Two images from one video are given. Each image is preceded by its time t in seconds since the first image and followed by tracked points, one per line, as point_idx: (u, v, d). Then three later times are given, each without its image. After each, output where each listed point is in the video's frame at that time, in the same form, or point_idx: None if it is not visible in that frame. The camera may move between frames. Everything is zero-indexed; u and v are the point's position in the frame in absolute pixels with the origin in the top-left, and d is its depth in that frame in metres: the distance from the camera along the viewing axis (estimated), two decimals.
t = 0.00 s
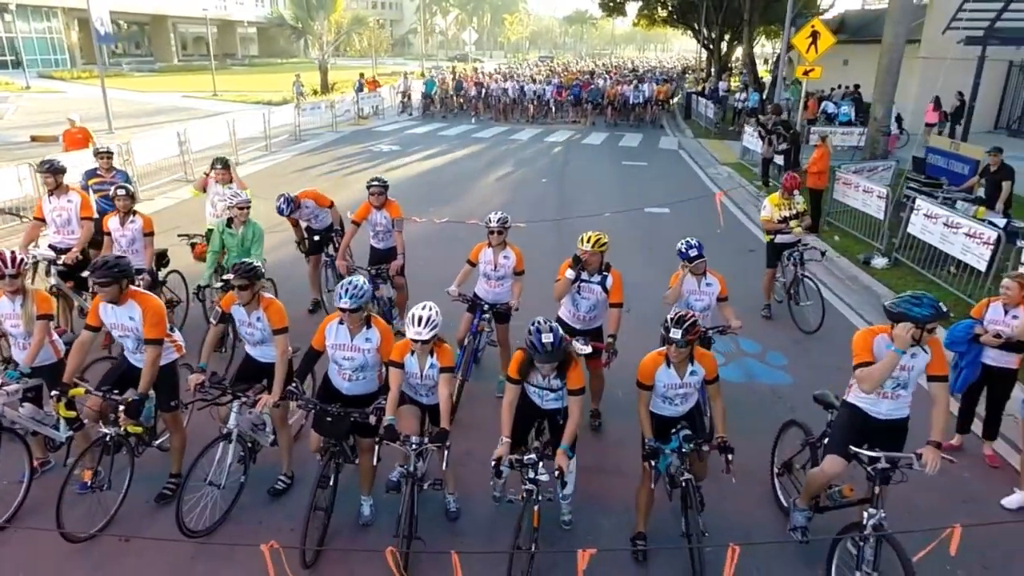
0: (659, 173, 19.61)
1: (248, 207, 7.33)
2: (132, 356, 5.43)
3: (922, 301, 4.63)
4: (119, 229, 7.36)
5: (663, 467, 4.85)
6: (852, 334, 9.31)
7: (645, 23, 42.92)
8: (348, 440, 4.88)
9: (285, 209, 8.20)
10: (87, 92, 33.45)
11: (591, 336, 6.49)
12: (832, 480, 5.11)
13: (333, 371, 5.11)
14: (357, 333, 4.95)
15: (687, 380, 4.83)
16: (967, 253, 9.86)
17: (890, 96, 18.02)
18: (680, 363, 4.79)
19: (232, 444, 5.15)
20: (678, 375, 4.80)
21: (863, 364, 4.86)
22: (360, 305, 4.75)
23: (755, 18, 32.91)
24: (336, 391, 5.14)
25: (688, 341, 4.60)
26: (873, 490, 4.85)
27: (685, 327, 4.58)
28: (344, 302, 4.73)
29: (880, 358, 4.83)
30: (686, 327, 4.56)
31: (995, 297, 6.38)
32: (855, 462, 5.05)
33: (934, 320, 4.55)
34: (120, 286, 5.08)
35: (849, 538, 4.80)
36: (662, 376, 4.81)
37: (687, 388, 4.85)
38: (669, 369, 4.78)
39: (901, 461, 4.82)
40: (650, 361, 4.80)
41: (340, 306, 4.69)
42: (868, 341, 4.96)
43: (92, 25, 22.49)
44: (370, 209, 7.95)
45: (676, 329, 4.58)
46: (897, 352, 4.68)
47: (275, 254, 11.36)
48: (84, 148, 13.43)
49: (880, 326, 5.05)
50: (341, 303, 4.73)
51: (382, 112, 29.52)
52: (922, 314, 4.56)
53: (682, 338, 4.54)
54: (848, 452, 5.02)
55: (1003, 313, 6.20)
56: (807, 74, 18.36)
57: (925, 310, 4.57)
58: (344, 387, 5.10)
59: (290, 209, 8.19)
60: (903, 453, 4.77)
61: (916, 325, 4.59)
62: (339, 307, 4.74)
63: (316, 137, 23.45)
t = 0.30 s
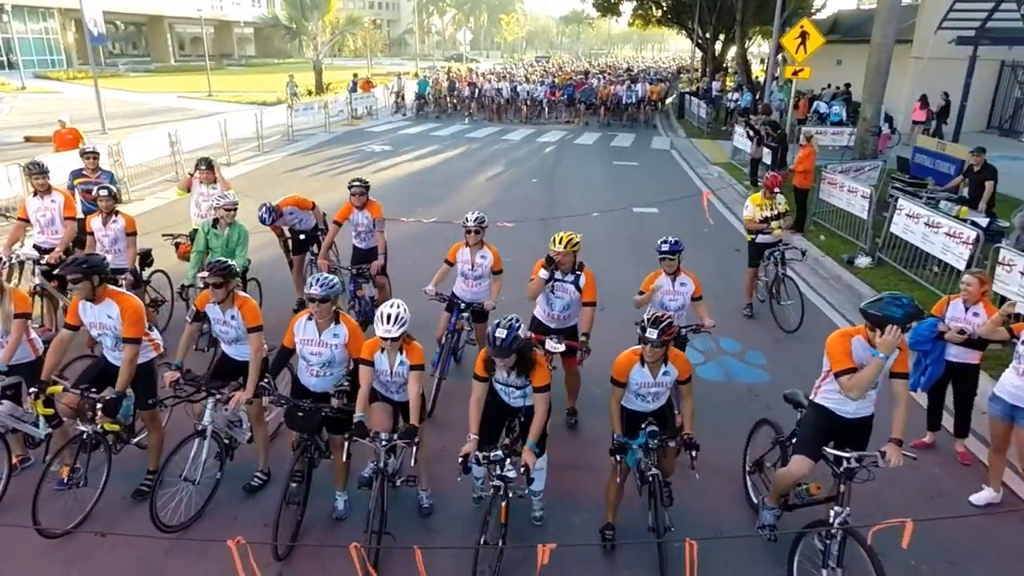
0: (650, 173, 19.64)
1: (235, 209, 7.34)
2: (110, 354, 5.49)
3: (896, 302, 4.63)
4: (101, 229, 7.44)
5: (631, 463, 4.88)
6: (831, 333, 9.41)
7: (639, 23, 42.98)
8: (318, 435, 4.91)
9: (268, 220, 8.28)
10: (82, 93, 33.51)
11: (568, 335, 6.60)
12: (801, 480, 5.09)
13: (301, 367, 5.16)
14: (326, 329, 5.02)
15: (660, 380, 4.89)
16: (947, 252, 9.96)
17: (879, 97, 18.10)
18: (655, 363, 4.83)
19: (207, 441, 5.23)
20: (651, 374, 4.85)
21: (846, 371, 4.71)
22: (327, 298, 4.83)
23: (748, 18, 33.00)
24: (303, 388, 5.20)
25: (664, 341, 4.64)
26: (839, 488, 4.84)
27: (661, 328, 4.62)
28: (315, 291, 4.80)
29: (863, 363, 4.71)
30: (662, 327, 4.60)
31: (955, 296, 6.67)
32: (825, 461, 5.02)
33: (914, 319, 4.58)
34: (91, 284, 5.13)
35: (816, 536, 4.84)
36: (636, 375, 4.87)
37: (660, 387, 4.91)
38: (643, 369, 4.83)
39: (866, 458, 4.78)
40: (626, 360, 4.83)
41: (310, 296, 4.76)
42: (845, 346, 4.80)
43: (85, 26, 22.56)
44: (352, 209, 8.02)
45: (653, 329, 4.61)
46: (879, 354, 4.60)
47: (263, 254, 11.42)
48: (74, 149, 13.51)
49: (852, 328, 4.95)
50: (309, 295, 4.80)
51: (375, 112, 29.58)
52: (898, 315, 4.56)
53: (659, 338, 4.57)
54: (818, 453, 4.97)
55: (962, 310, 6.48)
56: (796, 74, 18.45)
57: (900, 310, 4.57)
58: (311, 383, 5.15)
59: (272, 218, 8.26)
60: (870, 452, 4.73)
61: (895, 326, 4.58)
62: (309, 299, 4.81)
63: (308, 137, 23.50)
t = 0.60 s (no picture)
0: (639, 173, 19.71)
1: (215, 210, 7.35)
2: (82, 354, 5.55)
3: (862, 306, 4.50)
4: (81, 228, 7.52)
5: (590, 462, 5.10)
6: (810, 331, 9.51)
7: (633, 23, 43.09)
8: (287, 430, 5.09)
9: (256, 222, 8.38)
10: (74, 92, 33.40)
11: (543, 334, 6.72)
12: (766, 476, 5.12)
13: (263, 361, 5.27)
14: (288, 322, 5.17)
15: (615, 376, 4.96)
16: (925, 252, 10.08)
17: (865, 97, 18.23)
18: (610, 360, 4.88)
19: (181, 438, 5.29)
20: (607, 371, 4.92)
21: (817, 376, 4.61)
22: (289, 291, 5.02)
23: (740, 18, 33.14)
24: (268, 382, 5.30)
25: (616, 339, 4.69)
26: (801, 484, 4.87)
27: (613, 325, 4.68)
28: (275, 285, 4.99)
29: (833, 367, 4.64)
30: (613, 325, 4.66)
31: (920, 293, 6.83)
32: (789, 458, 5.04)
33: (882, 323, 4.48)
34: (64, 284, 5.20)
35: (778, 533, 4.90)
36: (592, 373, 4.94)
37: (617, 383, 4.99)
38: (598, 366, 4.89)
39: (828, 455, 4.76)
40: (581, 359, 4.88)
41: (270, 288, 4.95)
42: (815, 351, 4.67)
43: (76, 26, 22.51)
44: (333, 209, 8.06)
45: (605, 326, 4.67)
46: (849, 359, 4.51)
47: (248, 253, 11.46)
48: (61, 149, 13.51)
49: (817, 329, 4.82)
50: (270, 288, 5.00)
51: (368, 112, 29.60)
52: (867, 319, 4.44)
53: (610, 336, 4.62)
54: (782, 450, 4.99)
55: (927, 308, 6.63)
56: (784, 74, 18.57)
57: (868, 315, 4.45)
58: (275, 377, 5.25)
59: (260, 220, 8.36)
60: (830, 448, 4.70)
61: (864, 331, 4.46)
62: (270, 291, 5.00)
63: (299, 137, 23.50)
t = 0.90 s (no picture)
0: (629, 172, 19.78)
1: (190, 208, 7.44)
2: (55, 353, 5.60)
3: (814, 307, 4.53)
4: (61, 228, 7.56)
5: (556, 462, 5.17)
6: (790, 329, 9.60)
7: (626, 23, 43.14)
8: (257, 425, 5.23)
9: (240, 205, 8.39)
10: (66, 92, 33.31)
11: (518, 332, 6.75)
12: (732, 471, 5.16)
13: (234, 357, 5.39)
14: (255, 318, 5.28)
15: (570, 372, 5.03)
16: (905, 251, 10.18)
17: (853, 97, 18.31)
18: (562, 357, 4.94)
19: (154, 435, 5.36)
20: (561, 368, 4.99)
21: (771, 374, 4.72)
22: (253, 288, 5.17)
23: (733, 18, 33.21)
24: (239, 379, 5.43)
25: (564, 336, 4.76)
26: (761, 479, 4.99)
27: (560, 323, 4.74)
28: (240, 283, 5.13)
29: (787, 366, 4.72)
30: (560, 322, 4.71)
31: (895, 292, 6.90)
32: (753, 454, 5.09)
33: (832, 325, 4.44)
34: (43, 285, 5.26)
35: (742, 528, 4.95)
36: (546, 370, 5.00)
37: (572, 379, 5.06)
38: (552, 363, 4.95)
39: (789, 450, 4.86)
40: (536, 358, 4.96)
41: (235, 285, 5.08)
42: (771, 349, 4.78)
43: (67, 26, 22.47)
44: (314, 208, 8.10)
45: (552, 325, 4.73)
46: (803, 359, 4.55)
47: (234, 253, 11.50)
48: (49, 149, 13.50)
49: (778, 329, 4.91)
50: (236, 285, 5.15)
51: (360, 112, 29.61)
52: (817, 320, 4.45)
53: (557, 333, 4.70)
54: (744, 446, 5.06)
55: (902, 305, 6.72)
56: (773, 75, 18.69)
57: (819, 316, 4.45)
58: (246, 373, 5.38)
59: (248, 203, 8.40)
60: (791, 444, 4.81)
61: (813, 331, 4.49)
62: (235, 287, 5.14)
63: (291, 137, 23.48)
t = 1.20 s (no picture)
0: (618, 172, 19.84)
1: (164, 207, 7.52)
2: (28, 351, 5.63)
3: (763, 304, 4.53)
4: (40, 227, 7.60)
5: (523, 458, 5.31)
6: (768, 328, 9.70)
7: (619, 23, 43.25)
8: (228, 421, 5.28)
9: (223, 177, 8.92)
10: (58, 92, 33.19)
11: (493, 330, 6.84)
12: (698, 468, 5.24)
13: (205, 355, 5.49)
14: (226, 316, 5.39)
15: (533, 368, 5.18)
16: (883, 249, 10.29)
17: (839, 97, 18.43)
18: (524, 352, 5.11)
19: (125, 432, 5.42)
20: (523, 364, 5.14)
21: (722, 369, 4.78)
22: (223, 285, 5.26)
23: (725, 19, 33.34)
24: (211, 376, 5.53)
25: (523, 332, 4.92)
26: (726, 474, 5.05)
27: (518, 320, 4.89)
28: (209, 282, 5.22)
29: (737, 360, 4.73)
30: (518, 319, 4.87)
31: (869, 290, 6.71)
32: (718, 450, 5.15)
33: (776, 325, 4.45)
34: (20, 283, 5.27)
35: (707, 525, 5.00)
36: (511, 367, 5.18)
37: (536, 374, 5.21)
38: (515, 360, 5.13)
39: (752, 446, 4.94)
40: (498, 356, 5.15)
41: (204, 284, 5.18)
42: (724, 343, 4.81)
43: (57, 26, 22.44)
44: (293, 208, 8.15)
45: (510, 321, 4.89)
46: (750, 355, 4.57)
47: (220, 252, 11.53)
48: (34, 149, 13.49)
49: (736, 323, 4.90)
50: (206, 284, 5.23)
51: (352, 112, 29.62)
52: (764, 318, 4.46)
53: (515, 330, 4.85)
54: (709, 442, 5.13)
55: (876, 305, 6.53)
56: (761, 75, 18.79)
57: (768, 315, 4.46)
58: (217, 370, 5.48)
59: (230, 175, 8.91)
60: (752, 440, 4.90)
61: (758, 328, 4.51)
62: (204, 286, 5.23)
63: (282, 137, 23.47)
